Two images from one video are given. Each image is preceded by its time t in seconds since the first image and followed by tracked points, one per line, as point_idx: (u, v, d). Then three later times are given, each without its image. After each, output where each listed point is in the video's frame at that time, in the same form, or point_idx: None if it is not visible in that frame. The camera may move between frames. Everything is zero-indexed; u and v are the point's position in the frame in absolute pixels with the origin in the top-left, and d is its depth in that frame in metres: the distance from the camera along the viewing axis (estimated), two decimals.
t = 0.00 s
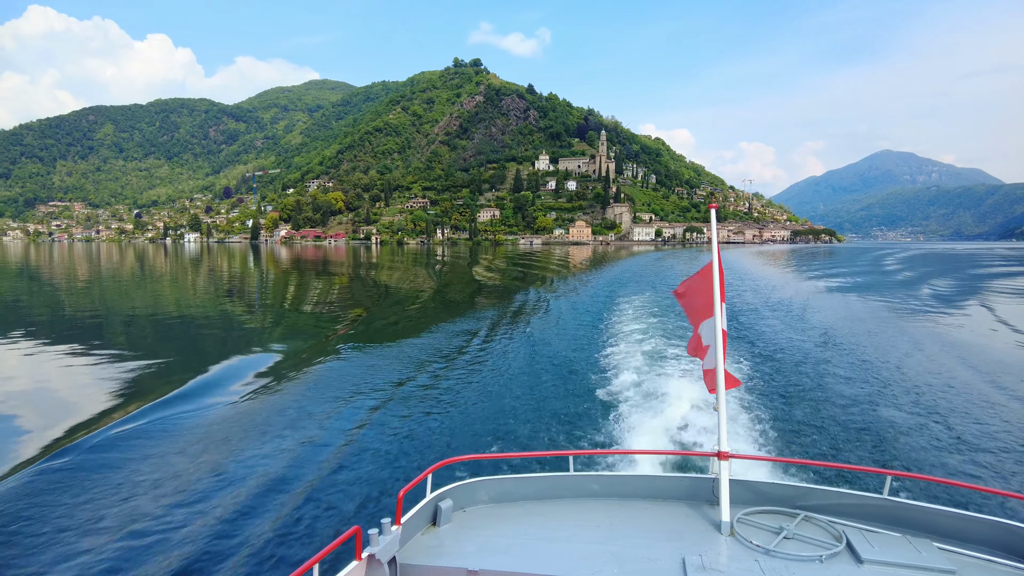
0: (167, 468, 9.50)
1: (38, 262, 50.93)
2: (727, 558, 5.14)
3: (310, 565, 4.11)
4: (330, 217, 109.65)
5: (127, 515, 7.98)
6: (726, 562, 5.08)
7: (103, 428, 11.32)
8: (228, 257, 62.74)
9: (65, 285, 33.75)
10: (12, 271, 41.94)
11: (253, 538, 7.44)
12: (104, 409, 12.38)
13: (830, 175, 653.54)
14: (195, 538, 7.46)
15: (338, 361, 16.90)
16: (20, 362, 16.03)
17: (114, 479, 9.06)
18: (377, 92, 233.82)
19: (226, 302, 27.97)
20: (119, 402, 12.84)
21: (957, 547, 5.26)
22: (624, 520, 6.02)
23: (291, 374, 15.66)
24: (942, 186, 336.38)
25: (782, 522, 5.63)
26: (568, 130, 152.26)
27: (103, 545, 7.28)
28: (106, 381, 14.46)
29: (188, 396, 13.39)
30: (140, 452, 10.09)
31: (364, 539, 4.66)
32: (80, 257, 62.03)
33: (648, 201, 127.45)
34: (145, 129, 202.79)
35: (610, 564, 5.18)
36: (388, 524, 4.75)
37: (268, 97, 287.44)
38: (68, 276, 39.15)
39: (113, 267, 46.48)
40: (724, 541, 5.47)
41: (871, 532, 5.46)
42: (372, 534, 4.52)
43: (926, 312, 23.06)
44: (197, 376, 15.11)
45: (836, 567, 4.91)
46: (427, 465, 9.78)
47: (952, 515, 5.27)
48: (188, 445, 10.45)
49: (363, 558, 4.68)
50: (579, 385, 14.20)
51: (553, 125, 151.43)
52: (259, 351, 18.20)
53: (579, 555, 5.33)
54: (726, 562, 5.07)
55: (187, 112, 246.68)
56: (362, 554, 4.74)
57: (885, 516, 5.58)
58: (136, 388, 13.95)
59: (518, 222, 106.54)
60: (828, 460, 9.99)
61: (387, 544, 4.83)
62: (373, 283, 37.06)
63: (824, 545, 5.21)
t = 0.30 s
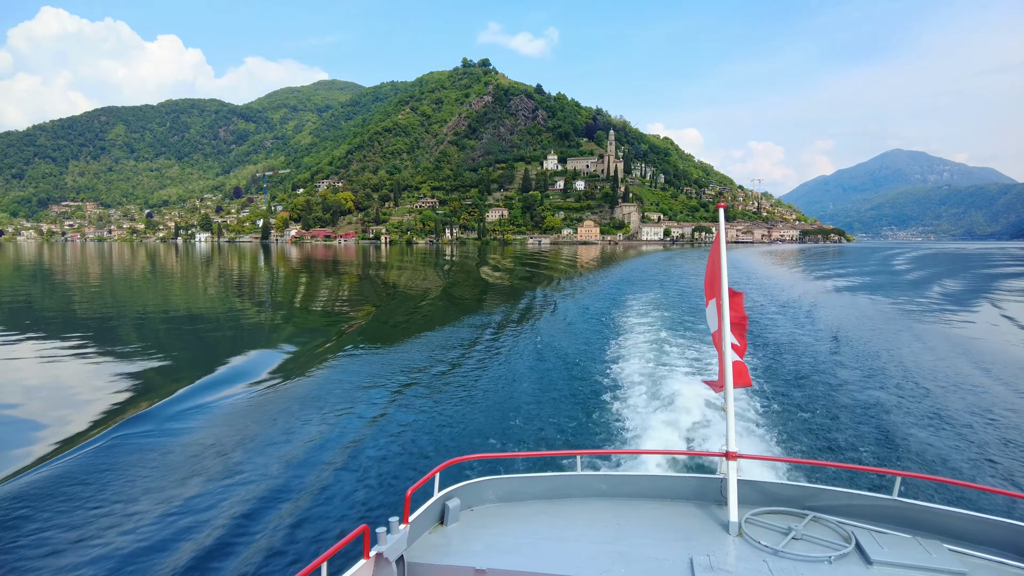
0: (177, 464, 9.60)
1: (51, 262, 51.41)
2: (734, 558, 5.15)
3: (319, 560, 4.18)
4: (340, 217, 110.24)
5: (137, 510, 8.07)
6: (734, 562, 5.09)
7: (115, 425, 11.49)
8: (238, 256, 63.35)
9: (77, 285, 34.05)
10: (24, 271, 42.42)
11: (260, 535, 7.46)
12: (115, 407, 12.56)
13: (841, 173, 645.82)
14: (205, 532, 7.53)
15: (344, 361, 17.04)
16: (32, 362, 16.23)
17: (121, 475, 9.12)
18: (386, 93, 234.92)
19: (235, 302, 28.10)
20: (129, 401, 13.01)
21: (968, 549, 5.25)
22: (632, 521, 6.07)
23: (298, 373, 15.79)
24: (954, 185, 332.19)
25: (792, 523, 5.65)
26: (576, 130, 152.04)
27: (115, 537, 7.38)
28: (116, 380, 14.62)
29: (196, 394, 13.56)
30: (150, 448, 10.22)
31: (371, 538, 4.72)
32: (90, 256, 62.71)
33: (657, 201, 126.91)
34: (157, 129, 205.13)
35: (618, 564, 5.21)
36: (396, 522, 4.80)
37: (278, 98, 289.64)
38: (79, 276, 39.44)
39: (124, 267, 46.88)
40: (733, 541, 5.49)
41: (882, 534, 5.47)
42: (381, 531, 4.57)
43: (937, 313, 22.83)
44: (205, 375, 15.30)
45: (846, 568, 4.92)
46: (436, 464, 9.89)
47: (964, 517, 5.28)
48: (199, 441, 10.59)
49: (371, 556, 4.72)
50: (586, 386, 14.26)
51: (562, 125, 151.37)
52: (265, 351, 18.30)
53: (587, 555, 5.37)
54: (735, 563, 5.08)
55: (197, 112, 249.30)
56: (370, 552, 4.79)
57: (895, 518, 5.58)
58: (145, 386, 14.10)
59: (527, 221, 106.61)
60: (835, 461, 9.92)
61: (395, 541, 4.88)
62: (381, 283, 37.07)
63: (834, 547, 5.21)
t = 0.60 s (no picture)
0: (187, 461, 9.75)
1: (63, 262, 51.92)
2: (742, 558, 5.16)
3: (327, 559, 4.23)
4: (350, 216, 110.95)
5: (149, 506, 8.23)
6: (742, 562, 5.09)
7: (127, 422, 11.71)
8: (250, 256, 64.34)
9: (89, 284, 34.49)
10: (39, 270, 43.09)
11: (267, 533, 7.54)
12: (126, 405, 12.73)
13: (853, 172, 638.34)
14: (216, 528, 7.67)
15: (354, 359, 17.27)
16: (44, 361, 16.43)
17: (127, 475, 9.20)
18: (394, 92, 236.04)
19: (245, 302, 28.36)
20: (138, 400, 13.16)
21: (977, 550, 5.25)
22: (639, 519, 6.14)
23: (306, 372, 15.98)
24: (967, 184, 327.76)
25: (799, 523, 5.68)
26: (585, 130, 151.78)
27: (128, 533, 7.53)
28: (129, 378, 14.93)
29: (207, 391, 13.80)
30: (160, 446, 10.38)
31: (378, 536, 4.76)
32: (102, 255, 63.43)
33: (665, 200, 126.28)
34: (168, 130, 207.51)
35: (624, 564, 5.25)
36: (403, 521, 4.88)
37: (287, 99, 292.00)
38: (92, 275, 39.96)
39: (135, 267, 47.40)
40: (741, 541, 5.51)
41: (891, 534, 5.48)
42: (387, 531, 4.64)
43: (947, 312, 22.61)
44: (215, 373, 15.51)
45: (855, 568, 4.93)
46: (443, 462, 10.01)
47: (974, 517, 5.27)
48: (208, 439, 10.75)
49: (378, 554, 4.80)
50: (593, 384, 14.33)
51: (570, 125, 151.18)
52: (273, 350, 18.48)
53: (594, 554, 5.41)
54: (742, 562, 5.09)
55: (207, 112, 251.66)
56: (378, 550, 4.86)
57: (904, 518, 5.59)
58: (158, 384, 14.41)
59: (535, 221, 106.69)
60: (843, 461, 9.88)
61: (402, 539, 4.95)
62: (390, 283, 37.24)
63: (842, 547, 5.22)
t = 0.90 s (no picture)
0: (197, 458, 9.88)
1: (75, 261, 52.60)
2: (751, 559, 5.18)
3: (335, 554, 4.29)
4: (359, 216, 111.73)
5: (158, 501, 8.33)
6: (750, 562, 5.12)
7: (138, 419, 11.92)
8: (260, 255, 64.99)
9: (101, 283, 34.95)
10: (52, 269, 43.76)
11: (276, 529, 7.63)
12: (135, 403, 12.91)
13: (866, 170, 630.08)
14: (225, 524, 7.75)
15: (363, 357, 17.43)
16: (57, 359, 16.73)
17: (134, 471, 9.28)
18: (403, 92, 236.92)
19: (255, 301, 28.65)
20: (147, 398, 13.32)
21: (987, 551, 5.24)
22: (647, 519, 6.16)
23: (315, 370, 16.14)
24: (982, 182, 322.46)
25: (808, 523, 5.67)
26: (594, 129, 151.36)
27: (138, 527, 7.63)
28: (139, 376, 15.14)
29: (217, 389, 14.00)
30: (170, 442, 10.53)
31: (387, 533, 4.82)
32: (116, 255, 64.34)
33: (674, 199, 125.58)
34: (180, 131, 209.90)
35: (632, 563, 5.28)
36: (411, 519, 4.91)
37: (297, 99, 294.35)
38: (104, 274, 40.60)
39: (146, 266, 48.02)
40: (749, 541, 5.52)
41: (899, 534, 5.49)
42: (395, 528, 4.68)
43: (958, 312, 22.31)
44: (224, 372, 15.71)
45: (864, 569, 4.92)
46: (452, 460, 10.10)
47: (983, 518, 5.26)
48: (216, 436, 10.88)
49: (386, 552, 4.83)
50: (600, 384, 14.37)
51: (579, 123, 150.66)
52: (282, 349, 18.68)
53: (601, 554, 5.45)
54: (751, 563, 5.10)
55: (218, 112, 254.21)
56: (386, 548, 4.89)
57: (912, 519, 5.60)
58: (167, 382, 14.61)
59: (544, 220, 106.71)
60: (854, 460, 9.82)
61: (410, 538, 4.98)
62: (398, 282, 37.42)
63: (851, 548, 5.21)
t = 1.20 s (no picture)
0: (205, 456, 10.02)
1: (88, 260, 53.35)
2: (758, 558, 5.20)
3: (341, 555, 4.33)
4: (369, 215, 112.40)
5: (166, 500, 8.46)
6: (757, 562, 5.14)
7: (148, 417, 12.18)
8: (270, 254, 66.00)
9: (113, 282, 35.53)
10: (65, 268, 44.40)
11: (284, 528, 7.74)
12: (148, 401, 13.22)
13: (879, 169, 621.19)
14: (234, 523, 7.83)
15: (371, 355, 17.64)
16: (70, 357, 17.06)
17: (144, 470, 9.46)
18: (412, 92, 237.82)
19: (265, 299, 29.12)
20: (159, 396, 13.62)
21: (997, 553, 5.23)
22: (654, 518, 6.23)
23: (323, 368, 16.34)
24: (998, 180, 316.85)
25: (816, 523, 5.66)
26: (603, 128, 150.92)
27: (148, 526, 7.76)
28: (148, 375, 15.40)
29: (227, 387, 14.22)
30: (178, 440, 10.71)
31: (393, 531, 4.91)
32: (127, 253, 65.25)
33: (683, 198, 124.75)
34: (191, 131, 212.40)
35: (639, 562, 5.32)
36: (418, 517, 4.99)
37: (306, 99, 296.86)
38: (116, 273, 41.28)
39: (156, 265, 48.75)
40: (756, 540, 5.55)
41: (908, 535, 5.47)
42: (402, 526, 4.75)
43: (970, 311, 22.01)
44: (233, 370, 15.96)
45: (873, 569, 4.92)
46: (458, 458, 10.19)
47: (992, 519, 5.26)
48: (225, 434, 11.06)
49: (393, 550, 4.91)
50: (606, 382, 14.43)
51: (587, 123, 150.11)
52: (292, 346, 19.02)
53: (608, 553, 5.49)
54: (758, 562, 5.12)
55: (228, 113, 256.66)
56: (392, 546, 4.95)
57: (922, 520, 5.59)
58: (177, 380, 14.90)
59: (552, 219, 106.52)
60: (859, 460, 9.81)
61: (416, 537, 5.03)
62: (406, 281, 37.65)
63: (859, 548, 5.21)
